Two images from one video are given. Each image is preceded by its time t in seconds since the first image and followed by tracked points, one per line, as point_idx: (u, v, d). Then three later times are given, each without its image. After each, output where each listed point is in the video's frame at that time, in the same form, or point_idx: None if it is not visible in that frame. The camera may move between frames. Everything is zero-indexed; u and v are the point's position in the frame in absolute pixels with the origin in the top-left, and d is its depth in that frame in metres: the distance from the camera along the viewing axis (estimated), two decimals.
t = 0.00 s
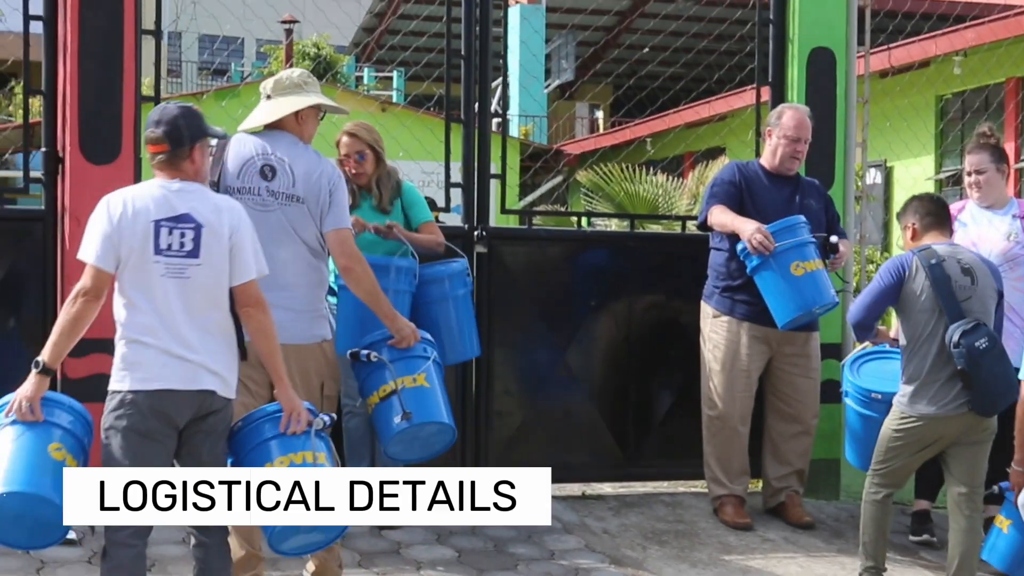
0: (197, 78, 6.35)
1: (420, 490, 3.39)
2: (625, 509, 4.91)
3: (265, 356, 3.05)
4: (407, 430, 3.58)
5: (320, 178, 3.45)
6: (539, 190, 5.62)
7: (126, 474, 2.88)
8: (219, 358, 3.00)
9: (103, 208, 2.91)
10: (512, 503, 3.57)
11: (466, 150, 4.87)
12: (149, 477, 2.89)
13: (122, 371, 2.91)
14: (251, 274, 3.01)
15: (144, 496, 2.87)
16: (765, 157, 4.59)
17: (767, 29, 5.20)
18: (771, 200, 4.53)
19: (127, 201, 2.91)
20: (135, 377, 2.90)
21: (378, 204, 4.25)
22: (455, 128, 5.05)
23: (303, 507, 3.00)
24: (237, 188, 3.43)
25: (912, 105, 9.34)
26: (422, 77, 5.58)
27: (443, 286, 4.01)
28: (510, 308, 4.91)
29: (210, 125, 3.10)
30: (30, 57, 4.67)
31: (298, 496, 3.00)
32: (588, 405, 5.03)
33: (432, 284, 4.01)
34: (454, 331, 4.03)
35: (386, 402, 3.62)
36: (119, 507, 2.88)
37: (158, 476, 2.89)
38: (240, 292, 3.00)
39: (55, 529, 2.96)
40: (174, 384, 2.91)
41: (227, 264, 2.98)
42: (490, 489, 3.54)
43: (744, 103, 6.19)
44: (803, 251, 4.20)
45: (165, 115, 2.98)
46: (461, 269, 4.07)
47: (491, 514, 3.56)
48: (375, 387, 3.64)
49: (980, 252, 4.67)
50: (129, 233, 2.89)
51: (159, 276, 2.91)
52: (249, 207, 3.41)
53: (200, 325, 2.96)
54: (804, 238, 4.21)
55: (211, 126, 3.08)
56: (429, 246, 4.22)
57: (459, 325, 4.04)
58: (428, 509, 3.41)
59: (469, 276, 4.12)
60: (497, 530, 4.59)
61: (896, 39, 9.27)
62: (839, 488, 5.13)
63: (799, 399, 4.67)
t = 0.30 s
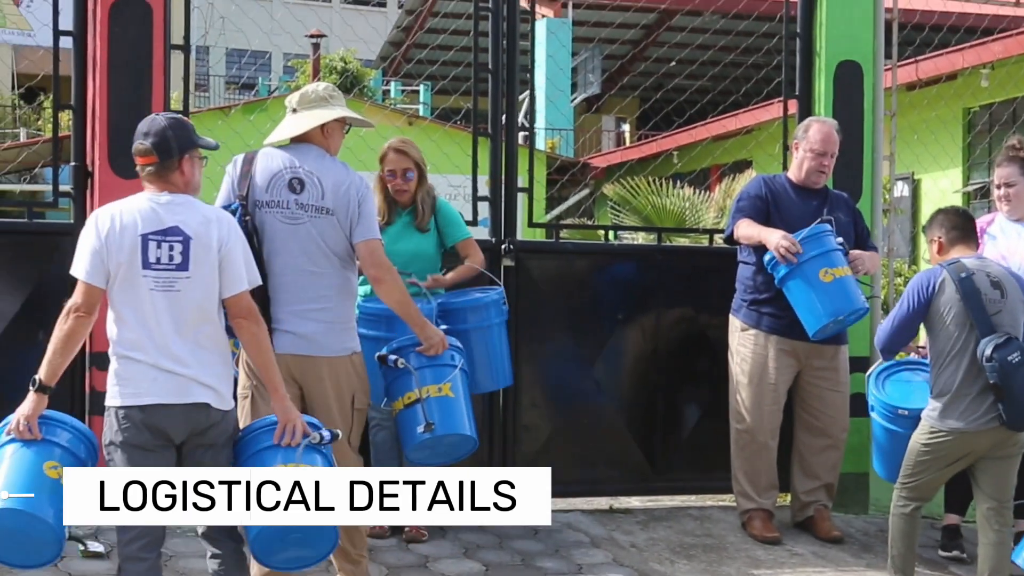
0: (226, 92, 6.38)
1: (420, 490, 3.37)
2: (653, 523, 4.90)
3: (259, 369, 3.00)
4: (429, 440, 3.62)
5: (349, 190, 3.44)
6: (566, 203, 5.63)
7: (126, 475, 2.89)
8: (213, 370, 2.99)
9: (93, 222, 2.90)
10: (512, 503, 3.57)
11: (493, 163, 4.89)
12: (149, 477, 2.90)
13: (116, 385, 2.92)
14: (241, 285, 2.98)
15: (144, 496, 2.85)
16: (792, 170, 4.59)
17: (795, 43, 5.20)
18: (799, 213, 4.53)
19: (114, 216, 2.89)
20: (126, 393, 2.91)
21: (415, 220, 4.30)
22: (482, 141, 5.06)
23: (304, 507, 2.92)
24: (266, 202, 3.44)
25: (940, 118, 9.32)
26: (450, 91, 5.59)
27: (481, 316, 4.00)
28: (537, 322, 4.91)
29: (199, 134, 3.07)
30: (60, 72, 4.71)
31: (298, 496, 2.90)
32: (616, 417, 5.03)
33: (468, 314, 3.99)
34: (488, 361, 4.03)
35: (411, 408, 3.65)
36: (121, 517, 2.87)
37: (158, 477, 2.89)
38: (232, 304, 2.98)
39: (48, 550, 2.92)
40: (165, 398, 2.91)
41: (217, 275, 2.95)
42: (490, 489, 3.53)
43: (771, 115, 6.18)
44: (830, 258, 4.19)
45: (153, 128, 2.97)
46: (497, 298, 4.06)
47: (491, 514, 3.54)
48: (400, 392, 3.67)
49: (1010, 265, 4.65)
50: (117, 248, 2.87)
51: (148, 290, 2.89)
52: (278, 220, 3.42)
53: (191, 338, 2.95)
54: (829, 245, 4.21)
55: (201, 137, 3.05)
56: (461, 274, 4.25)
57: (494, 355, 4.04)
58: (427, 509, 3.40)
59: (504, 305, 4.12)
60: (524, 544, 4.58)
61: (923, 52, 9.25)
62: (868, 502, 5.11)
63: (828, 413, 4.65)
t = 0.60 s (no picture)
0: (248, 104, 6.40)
1: (420, 490, 3.37)
2: (676, 534, 4.89)
3: (265, 378, 3.00)
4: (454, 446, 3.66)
5: (374, 200, 3.47)
6: (588, 214, 5.63)
7: (128, 475, 2.91)
8: (223, 380, 2.98)
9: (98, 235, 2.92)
10: (513, 503, 3.54)
11: (515, 175, 4.88)
12: (149, 477, 2.90)
13: (127, 397, 2.94)
14: (246, 293, 2.96)
15: (144, 496, 2.87)
16: (814, 180, 4.59)
17: (817, 53, 5.19)
18: (823, 224, 4.52)
19: (119, 228, 2.90)
20: (138, 405, 2.92)
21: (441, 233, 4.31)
22: (504, 152, 5.07)
23: (304, 507, 2.94)
24: (291, 213, 3.44)
25: (962, 128, 9.29)
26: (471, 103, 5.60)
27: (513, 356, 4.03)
28: (559, 333, 4.91)
29: (203, 144, 3.08)
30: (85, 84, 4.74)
31: (297, 496, 2.93)
32: (638, 428, 5.02)
33: (498, 354, 4.01)
34: (516, 403, 4.03)
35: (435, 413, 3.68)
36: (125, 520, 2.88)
37: (158, 476, 2.89)
38: (236, 313, 2.96)
39: (57, 563, 2.95)
40: (174, 408, 2.91)
41: (223, 284, 2.94)
42: (490, 488, 3.50)
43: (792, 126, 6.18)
44: (853, 268, 4.18)
45: (156, 136, 2.99)
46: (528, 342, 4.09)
47: (492, 515, 3.52)
48: (419, 398, 3.70)
49: None
50: (122, 260, 2.88)
51: (154, 301, 2.89)
52: (305, 231, 3.43)
53: (200, 349, 2.95)
54: (852, 254, 4.20)
55: (204, 145, 3.07)
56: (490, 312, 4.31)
57: (522, 399, 4.05)
58: (428, 509, 3.40)
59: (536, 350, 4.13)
60: (547, 554, 4.58)
61: (945, 63, 9.23)
62: (892, 513, 5.09)
63: (852, 424, 4.64)
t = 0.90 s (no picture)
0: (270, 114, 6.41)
1: (420, 490, 3.34)
2: (699, 544, 4.89)
3: (281, 387, 3.01)
4: (459, 450, 3.70)
5: (395, 210, 3.48)
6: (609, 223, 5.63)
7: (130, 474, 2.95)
8: (239, 389, 2.99)
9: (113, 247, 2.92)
10: (513, 503, 3.54)
11: (537, 184, 4.89)
12: (149, 477, 2.93)
13: (144, 407, 2.95)
14: (262, 302, 2.96)
15: (144, 497, 2.91)
16: (835, 189, 4.58)
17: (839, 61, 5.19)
18: (846, 233, 4.51)
19: (133, 240, 2.90)
20: (155, 416, 2.93)
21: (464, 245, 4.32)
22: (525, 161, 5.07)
23: (304, 507, 2.94)
24: (312, 221, 3.46)
25: (984, 136, 9.26)
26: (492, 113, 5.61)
27: (533, 391, 4.11)
28: (581, 342, 4.91)
29: (216, 153, 3.09)
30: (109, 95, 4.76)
31: (297, 496, 2.94)
32: (660, 438, 5.02)
33: (516, 383, 4.10)
34: (524, 436, 4.11)
35: (441, 417, 3.72)
36: (125, 519, 2.93)
37: (158, 476, 2.91)
38: (251, 322, 2.96)
39: None
40: (190, 419, 2.93)
41: (238, 294, 2.94)
42: (490, 488, 3.51)
43: (814, 134, 6.17)
44: (876, 278, 4.18)
45: (170, 146, 3.00)
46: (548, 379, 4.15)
47: (492, 515, 3.51)
48: (423, 401, 3.73)
49: None
50: (136, 271, 2.89)
51: (169, 312, 2.90)
52: (326, 239, 3.44)
53: (215, 359, 2.95)
54: (876, 264, 4.20)
55: (217, 156, 3.08)
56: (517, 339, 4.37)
57: (530, 432, 4.12)
58: (428, 509, 3.36)
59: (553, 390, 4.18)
60: (570, 564, 4.58)
61: (967, 71, 9.20)
62: (915, 523, 5.08)
63: (875, 433, 4.63)
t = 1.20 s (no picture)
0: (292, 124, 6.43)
1: (420, 490, 3.23)
2: (721, 553, 4.87)
3: (299, 394, 3.02)
4: (459, 452, 3.80)
5: (412, 217, 3.53)
6: (630, 231, 5.62)
7: (129, 473, 2.99)
8: (258, 400, 2.99)
9: (133, 257, 2.93)
10: (513, 503, 3.45)
11: (559, 192, 4.89)
12: (149, 477, 2.97)
13: (165, 417, 2.96)
14: (281, 313, 2.97)
15: (144, 497, 2.96)
16: (856, 198, 4.57)
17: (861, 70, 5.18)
18: (868, 242, 4.50)
19: (153, 250, 2.91)
20: (175, 426, 2.94)
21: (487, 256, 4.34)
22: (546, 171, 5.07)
23: (303, 507, 2.93)
24: (330, 230, 3.45)
25: (1007, 145, 9.23)
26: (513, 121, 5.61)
27: (559, 425, 4.10)
28: (604, 351, 4.91)
29: (234, 163, 3.10)
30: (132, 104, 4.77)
31: (297, 496, 2.94)
32: (682, 446, 5.01)
33: (535, 419, 4.09)
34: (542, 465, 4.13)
35: (441, 420, 3.82)
36: (124, 519, 2.97)
37: (158, 476, 2.94)
38: (271, 331, 2.97)
39: None
40: (211, 429, 2.93)
41: (258, 304, 2.95)
42: (490, 488, 3.41)
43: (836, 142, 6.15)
44: (900, 289, 4.17)
45: (188, 158, 3.00)
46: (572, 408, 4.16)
47: (492, 515, 3.42)
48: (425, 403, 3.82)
49: None
50: (156, 282, 2.89)
51: (188, 323, 2.90)
52: (346, 248, 3.44)
53: (235, 368, 2.95)
54: (897, 274, 4.18)
55: (234, 166, 3.08)
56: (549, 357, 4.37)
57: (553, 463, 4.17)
58: (427, 509, 3.25)
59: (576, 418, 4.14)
60: (592, 572, 4.57)
61: (990, 79, 9.18)
62: (939, 532, 5.06)
63: (899, 442, 4.61)
